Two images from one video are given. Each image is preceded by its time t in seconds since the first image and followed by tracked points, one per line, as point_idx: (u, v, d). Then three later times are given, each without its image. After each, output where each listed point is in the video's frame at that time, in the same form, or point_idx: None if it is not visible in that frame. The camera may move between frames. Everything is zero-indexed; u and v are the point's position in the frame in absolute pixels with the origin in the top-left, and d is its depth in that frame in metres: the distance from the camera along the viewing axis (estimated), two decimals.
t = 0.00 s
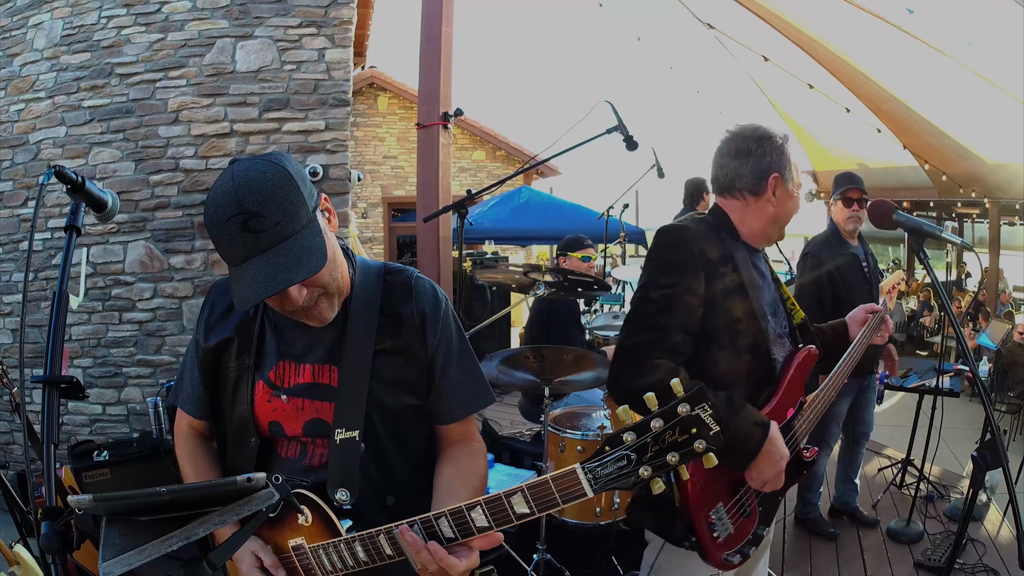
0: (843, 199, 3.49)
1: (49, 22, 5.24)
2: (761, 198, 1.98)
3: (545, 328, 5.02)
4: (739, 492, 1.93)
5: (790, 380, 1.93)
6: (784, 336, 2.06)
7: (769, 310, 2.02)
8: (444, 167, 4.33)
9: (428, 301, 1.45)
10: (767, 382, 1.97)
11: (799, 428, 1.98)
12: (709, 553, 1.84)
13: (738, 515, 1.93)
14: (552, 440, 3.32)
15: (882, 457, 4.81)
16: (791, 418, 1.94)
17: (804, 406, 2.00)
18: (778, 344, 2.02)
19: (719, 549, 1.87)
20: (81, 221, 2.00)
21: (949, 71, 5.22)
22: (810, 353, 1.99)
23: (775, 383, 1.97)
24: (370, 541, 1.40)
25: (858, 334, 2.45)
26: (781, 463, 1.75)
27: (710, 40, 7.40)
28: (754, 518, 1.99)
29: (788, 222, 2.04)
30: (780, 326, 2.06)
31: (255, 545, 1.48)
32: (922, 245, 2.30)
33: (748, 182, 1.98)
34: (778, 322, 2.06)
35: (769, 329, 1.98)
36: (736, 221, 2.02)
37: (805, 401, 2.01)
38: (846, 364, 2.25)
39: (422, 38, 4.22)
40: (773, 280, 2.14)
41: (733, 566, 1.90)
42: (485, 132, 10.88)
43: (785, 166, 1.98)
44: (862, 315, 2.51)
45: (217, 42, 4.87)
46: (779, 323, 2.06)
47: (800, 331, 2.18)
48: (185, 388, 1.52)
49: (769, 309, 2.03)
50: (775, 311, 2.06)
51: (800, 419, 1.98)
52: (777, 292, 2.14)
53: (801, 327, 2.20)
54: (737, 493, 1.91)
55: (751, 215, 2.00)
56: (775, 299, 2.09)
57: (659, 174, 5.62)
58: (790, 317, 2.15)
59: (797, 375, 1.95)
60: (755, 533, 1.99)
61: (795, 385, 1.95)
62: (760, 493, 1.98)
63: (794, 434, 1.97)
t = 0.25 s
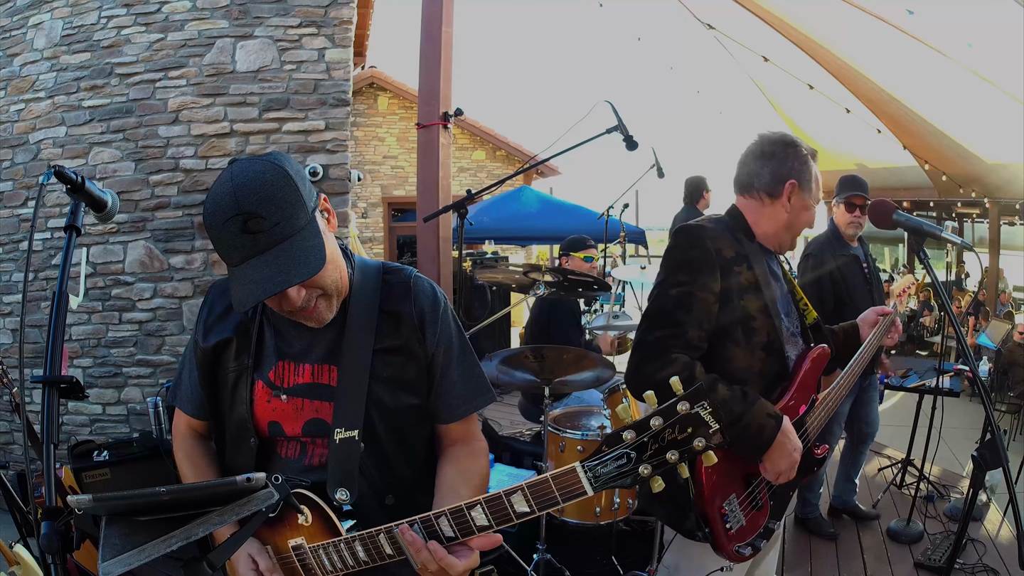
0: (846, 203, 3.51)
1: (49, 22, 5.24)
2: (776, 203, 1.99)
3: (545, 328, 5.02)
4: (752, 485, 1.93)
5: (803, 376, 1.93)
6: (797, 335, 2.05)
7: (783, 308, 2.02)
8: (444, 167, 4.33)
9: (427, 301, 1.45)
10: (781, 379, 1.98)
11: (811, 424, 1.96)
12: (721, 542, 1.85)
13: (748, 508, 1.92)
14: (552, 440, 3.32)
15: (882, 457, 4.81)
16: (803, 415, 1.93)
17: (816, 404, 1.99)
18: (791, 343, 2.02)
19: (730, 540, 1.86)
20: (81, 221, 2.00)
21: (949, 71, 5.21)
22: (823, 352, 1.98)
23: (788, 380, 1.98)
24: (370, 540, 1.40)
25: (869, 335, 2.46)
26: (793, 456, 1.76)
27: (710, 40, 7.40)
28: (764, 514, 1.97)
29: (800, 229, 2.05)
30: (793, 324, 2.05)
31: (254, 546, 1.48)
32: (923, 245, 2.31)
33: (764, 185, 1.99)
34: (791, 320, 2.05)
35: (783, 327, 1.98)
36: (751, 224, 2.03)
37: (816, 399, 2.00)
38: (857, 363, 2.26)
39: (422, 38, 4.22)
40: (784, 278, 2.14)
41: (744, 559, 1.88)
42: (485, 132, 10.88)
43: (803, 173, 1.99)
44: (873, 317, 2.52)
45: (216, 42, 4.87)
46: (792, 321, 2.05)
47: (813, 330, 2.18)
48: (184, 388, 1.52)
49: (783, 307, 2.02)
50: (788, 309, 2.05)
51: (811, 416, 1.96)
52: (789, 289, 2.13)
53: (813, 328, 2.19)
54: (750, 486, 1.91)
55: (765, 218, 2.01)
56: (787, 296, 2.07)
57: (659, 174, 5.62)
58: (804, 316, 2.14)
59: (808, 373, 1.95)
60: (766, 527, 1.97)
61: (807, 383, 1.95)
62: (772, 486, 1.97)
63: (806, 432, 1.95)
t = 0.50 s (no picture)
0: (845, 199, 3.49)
1: (49, 22, 5.24)
2: (774, 198, 1.98)
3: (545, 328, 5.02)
4: (737, 480, 1.93)
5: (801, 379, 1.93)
6: (801, 336, 2.04)
7: (785, 306, 2.00)
8: (444, 167, 4.33)
9: (426, 302, 1.45)
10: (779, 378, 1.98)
11: (807, 428, 1.98)
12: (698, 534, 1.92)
13: (732, 504, 1.94)
14: (552, 440, 3.32)
15: (882, 457, 4.81)
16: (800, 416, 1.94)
17: (815, 406, 2.00)
18: (793, 344, 2.00)
19: (710, 535, 1.93)
20: (81, 221, 2.00)
21: (949, 71, 5.21)
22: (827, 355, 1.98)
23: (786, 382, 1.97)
24: (370, 542, 1.40)
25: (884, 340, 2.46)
26: (779, 449, 1.75)
27: (710, 41, 7.40)
28: (752, 511, 1.97)
29: (805, 225, 2.01)
30: (800, 325, 2.05)
31: (254, 546, 1.48)
32: (922, 245, 2.30)
33: (759, 182, 2.00)
34: (796, 319, 2.03)
35: (781, 326, 1.96)
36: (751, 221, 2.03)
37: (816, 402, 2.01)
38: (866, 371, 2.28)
39: (422, 38, 4.22)
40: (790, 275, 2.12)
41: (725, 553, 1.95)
42: (485, 132, 10.88)
43: (800, 168, 1.97)
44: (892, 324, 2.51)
45: (217, 42, 4.87)
46: (798, 321, 2.03)
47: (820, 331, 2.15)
48: (184, 388, 1.51)
49: (784, 306, 1.99)
50: (793, 307, 2.03)
51: (808, 418, 1.97)
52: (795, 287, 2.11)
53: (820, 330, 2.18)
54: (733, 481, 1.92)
55: (764, 214, 2.00)
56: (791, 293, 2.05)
57: (659, 174, 5.62)
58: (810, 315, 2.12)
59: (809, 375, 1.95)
60: (751, 525, 1.97)
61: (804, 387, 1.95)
62: (759, 483, 1.96)
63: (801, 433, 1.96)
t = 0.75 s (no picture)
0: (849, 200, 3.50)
1: (49, 21, 5.24)
2: (752, 194, 1.97)
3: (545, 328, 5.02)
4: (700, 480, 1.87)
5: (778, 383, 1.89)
6: (791, 338, 2.02)
7: (772, 308, 1.98)
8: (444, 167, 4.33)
9: (427, 307, 1.45)
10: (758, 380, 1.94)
11: (788, 435, 1.93)
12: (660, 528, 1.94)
13: (694, 502, 1.90)
14: (552, 440, 3.32)
15: (882, 457, 4.81)
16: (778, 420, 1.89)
17: (801, 410, 1.95)
18: (779, 346, 1.98)
19: (670, 529, 1.93)
20: (81, 221, 2.00)
21: (948, 72, 5.22)
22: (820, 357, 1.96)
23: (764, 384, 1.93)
24: (370, 545, 1.40)
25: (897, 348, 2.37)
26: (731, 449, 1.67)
27: (710, 41, 7.41)
28: (718, 513, 1.91)
29: (789, 222, 1.93)
30: (793, 328, 2.04)
31: (250, 548, 1.48)
32: (922, 245, 2.30)
33: (741, 181, 2.02)
34: (787, 322, 2.02)
35: (763, 327, 1.94)
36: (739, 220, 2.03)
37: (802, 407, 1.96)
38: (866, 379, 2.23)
39: (422, 38, 4.22)
40: (787, 275, 2.09)
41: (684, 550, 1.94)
42: (485, 132, 10.88)
43: (782, 164, 1.93)
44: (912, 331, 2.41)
45: (217, 42, 4.87)
46: (790, 323, 2.02)
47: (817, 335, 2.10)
48: (184, 388, 1.51)
49: (769, 306, 1.97)
50: (785, 310, 2.02)
51: (791, 424, 1.93)
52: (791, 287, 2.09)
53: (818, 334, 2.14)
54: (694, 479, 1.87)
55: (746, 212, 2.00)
56: (784, 294, 2.04)
57: (659, 174, 5.62)
58: (806, 318, 2.09)
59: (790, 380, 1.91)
60: (717, 527, 1.92)
61: (784, 389, 1.90)
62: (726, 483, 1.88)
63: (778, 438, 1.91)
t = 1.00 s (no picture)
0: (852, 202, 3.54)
1: (49, 22, 5.24)
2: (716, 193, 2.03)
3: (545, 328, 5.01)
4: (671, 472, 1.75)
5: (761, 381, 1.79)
6: (777, 338, 1.91)
7: (758, 306, 1.90)
8: (444, 167, 4.33)
9: (428, 309, 1.46)
10: (735, 378, 1.87)
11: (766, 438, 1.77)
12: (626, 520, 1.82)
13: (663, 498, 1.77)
14: (552, 440, 3.32)
15: (882, 457, 4.81)
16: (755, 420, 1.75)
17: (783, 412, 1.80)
18: (763, 345, 1.89)
19: (636, 522, 1.80)
20: (81, 221, 1.99)
21: (948, 72, 5.22)
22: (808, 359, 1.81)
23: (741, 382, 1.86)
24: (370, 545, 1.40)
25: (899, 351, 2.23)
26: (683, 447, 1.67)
27: (710, 41, 7.41)
28: (688, 510, 1.77)
29: (734, 208, 1.90)
30: (781, 328, 1.92)
31: (251, 548, 1.47)
32: (922, 245, 2.30)
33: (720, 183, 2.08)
34: (775, 321, 1.91)
35: (742, 326, 1.87)
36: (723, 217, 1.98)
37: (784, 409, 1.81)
38: (864, 381, 2.10)
39: (422, 38, 4.22)
40: (780, 274, 1.97)
41: (653, 545, 1.80)
42: (485, 132, 10.89)
43: (727, 156, 1.96)
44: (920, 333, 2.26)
45: (217, 42, 4.87)
46: (777, 323, 1.91)
47: (812, 334, 1.96)
48: (184, 388, 1.51)
49: (754, 305, 1.90)
50: (773, 309, 1.92)
51: (770, 426, 1.77)
52: (784, 285, 1.96)
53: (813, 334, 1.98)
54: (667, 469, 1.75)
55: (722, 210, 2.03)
56: (773, 295, 1.94)
57: (659, 174, 5.61)
58: (800, 317, 1.95)
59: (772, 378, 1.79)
60: (686, 525, 1.78)
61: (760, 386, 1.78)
62: (699, 481, 1.74)
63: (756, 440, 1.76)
